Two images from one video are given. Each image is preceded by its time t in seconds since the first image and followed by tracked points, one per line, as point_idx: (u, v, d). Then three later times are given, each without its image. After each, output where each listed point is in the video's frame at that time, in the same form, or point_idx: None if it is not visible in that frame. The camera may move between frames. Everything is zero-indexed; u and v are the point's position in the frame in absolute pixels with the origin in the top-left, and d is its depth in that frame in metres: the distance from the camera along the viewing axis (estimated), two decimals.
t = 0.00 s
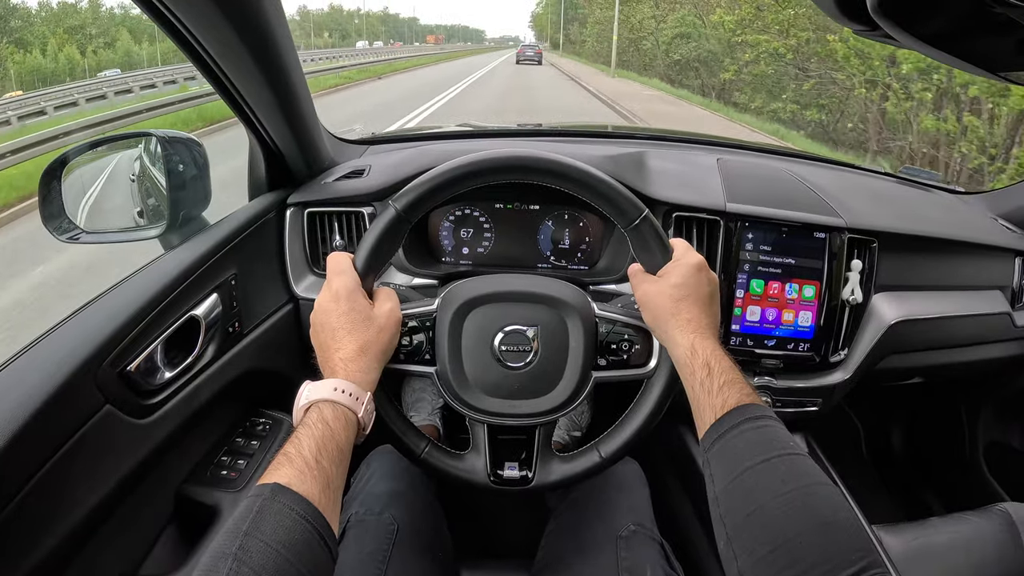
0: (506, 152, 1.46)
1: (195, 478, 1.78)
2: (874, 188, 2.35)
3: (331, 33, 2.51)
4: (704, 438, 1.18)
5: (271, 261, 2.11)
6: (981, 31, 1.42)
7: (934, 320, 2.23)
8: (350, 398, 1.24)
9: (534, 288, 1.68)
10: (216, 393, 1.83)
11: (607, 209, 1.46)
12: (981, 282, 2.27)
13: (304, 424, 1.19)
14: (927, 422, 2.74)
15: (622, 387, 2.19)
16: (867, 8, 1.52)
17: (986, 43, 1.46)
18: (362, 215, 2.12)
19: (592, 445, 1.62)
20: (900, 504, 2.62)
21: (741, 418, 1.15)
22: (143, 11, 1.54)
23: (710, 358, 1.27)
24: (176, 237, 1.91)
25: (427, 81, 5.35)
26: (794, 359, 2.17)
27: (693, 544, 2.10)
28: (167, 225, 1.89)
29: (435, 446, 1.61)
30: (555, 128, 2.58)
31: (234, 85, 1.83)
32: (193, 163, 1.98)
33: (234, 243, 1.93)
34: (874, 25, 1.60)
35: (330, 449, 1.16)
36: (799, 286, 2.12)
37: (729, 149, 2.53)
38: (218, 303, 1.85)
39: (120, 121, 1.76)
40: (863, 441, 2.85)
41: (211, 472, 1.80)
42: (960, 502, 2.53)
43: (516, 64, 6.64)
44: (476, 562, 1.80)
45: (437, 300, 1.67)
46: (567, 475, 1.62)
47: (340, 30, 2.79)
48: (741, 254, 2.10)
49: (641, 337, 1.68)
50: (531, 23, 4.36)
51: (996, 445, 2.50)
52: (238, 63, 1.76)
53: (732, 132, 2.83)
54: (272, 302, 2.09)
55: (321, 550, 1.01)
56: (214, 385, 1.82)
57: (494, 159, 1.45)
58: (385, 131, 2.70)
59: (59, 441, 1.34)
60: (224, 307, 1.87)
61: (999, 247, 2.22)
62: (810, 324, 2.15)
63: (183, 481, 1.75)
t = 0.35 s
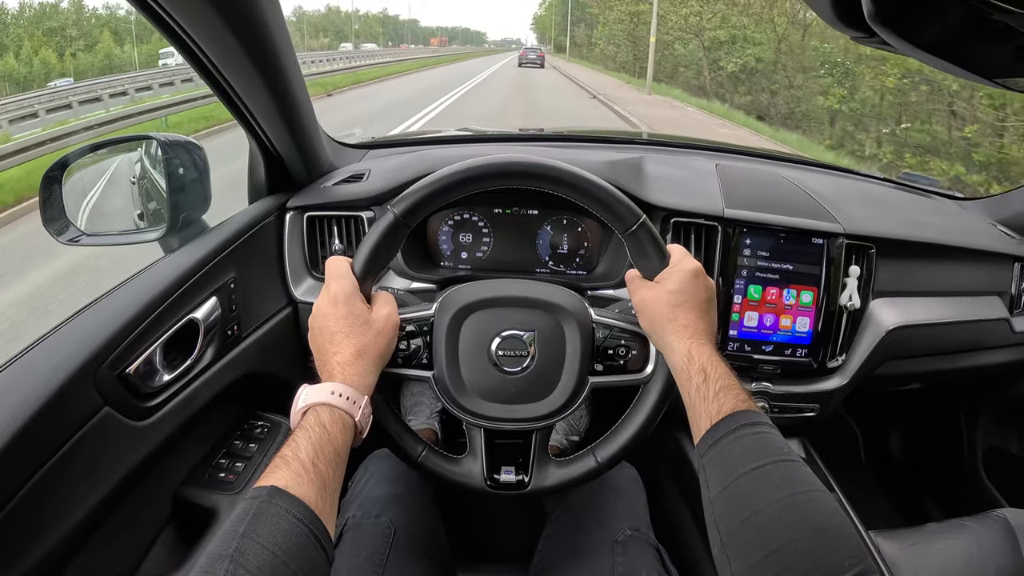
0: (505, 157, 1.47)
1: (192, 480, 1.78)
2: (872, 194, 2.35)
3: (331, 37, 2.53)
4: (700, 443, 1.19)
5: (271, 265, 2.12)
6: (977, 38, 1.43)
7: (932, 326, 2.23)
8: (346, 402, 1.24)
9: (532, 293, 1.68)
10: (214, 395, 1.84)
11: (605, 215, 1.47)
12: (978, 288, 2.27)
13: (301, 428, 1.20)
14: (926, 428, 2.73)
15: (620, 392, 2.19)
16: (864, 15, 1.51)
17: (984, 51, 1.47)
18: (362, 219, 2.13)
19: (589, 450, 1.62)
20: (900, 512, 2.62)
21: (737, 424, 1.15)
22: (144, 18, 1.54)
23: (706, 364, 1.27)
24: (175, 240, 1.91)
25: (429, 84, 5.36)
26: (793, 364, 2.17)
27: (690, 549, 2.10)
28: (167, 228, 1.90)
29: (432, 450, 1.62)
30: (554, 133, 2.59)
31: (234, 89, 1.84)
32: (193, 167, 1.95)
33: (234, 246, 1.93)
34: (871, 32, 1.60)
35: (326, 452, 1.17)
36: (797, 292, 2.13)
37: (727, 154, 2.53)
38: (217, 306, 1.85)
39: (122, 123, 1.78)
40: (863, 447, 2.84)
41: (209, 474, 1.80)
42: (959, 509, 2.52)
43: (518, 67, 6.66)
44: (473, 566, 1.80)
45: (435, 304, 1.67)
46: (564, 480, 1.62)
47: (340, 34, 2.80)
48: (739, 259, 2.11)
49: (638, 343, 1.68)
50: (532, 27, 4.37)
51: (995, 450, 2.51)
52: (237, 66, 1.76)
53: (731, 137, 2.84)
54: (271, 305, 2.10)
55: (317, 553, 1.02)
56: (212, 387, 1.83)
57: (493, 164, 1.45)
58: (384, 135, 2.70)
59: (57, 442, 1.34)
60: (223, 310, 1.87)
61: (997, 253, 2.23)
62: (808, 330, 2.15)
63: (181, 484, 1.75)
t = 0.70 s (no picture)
0: (507, 159, 1.46)
1: (191, 481, 1.77)
2: (874, 199, 2.34)
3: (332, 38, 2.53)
4: (701, 448, 1.19)
5: (272, 267, 2.11)
6: (980, 41, 1.42)
7: (933, 331, 2.23)
8: (347, 404, 1.24)
9: (534, 296, 1.68)
10: (214, 396, 1.83)
11: (607, 219, 1.47)
12: (980, 292, 2.27)
13: (301, 430, 1.19)
14: (926, 433, 2.73)
15: (620, 395, 2.19)
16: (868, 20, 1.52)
17: (984, 56, 1.47)
18: (363, 221, 2.13)
19: (589, 454, 1.62)
20: (899, 515, 2.62)
21: (738, 429, 1.15)
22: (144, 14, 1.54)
23: (708, 369, 1.27)
24: (176, 241, 1.90)
25: (431, 87, 5.37)
26: (794, 369, 2.17)
27: (690, 554, 2.10)
28: (168, 229, 1.88)
29: (432, 453, 1.62)
30: (556, 136, 2.59)
31: (234, 89, 1.83)
32: (194, 167, 1.95)
33: (234, 248, 1.93)
34: (874, 35, 1.60)
35: (326, 454, 1.16)
36: (798, 296, 2.12)
37: (728, 158, 2.53)
38: (217, 307, 1.85)
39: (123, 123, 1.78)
40: (862, 452, 2.83)
41: (208, 475, 1.80)
42: (960, 512, 2.53)
43: (521, 71, 6.67)
44: (472, 569, 1.80)
45: (436, 307, 1.67)
46: (564, 484, 1.62)
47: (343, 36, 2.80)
48: (741, 264, 2.11)
49: (640, 346, 1.68)
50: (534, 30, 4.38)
51: (995, 455, 2.49)
52: (239, 66, 1.76)
53: (733, 141, 2.84)
54: (272, 307, 2.10)
55: (317, 556, 1.02)
56: (212, 388, 1.82)
57: (495, 165, 1.45)
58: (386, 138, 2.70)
59: (55, 441, 1.34)
60: (224, 311, 1.87)
61: (999, 258, 2.22)
62: (809, 334, 2.15)
63: (180, 484, 1.75)
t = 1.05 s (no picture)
0: (514, 159, 1.45)
1: (194, 478, 1.77)
2: (884, 202, 2.32)
3: (341, 38, 2.53)
4: (705, 453, 1.17)
5: (277, 265, 2.11)
6: (993, 43, 1.40)
7: (942, 336, 2.20)
8: (349, 402, 1.23)
9: (539, 297, 1.67)
10: (218, 394, 1.83)
11: (614, 221, 1.46)
12: (990, 297, 2.24)
13: (303, 428, 1.19)
14: (933, 439, 2.69)
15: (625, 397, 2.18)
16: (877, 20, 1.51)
17: (994, 58, 1.45)
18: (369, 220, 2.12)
19: (592, 457, 1.61)
20: (906, 522, 2.61)
21: (744, 435, 1.14)
22: (150, 13, 1.54)
23: (713, 373, 1.25)
24: (183, 239, 1.90)
25: (442, 90, 5.39)
26: (801, 373, 2.15)
27: (694, 558, 2.09)
28: (175, 226, 1.88)
29: (434, 453, 1.61)
30: (564, 137, 2.58)
31: (241, 87, 1.83)
32: (201, 165, 1.96)
33: (240, 245, 1.93)
34: (884, 36, 1.58)
35: (327, 452, 1.16)
36: (806, 299, 2.10)
37: (737, 160, 2.52)
38: (222, 305, 1.85)
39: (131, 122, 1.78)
40: (870, 456, 2.83)
41: (211, 473, 1.80)
42: (967, 520, 2.51)
43: (532, 73, 6.69)
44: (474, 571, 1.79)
45: (440, 306, 1.67)
46: (566, 486, 1.61)
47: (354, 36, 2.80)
48: (748, 267, 2.09)
49: (645, 349, 1.66)
50: (545, 32, 4.37)
51: (1003, 462, 2.45)
52: (245, 64, 1.76)
53: (742, 145, 2.83)
54: (277, 305, 2.10)
55: (316, 554, 1.01)
56: (216, 386, 1.82)
57: (502, 165, 1.44)
58: (394, 138, 2.70)
59: (56, 438, 1.34)
60: (229, 309, 1.87)
61: (1010, 263, 2.19)
62: (817, 338, 2.13)
63: (182, 481, 1.75)
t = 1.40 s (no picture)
0: (518, 165, 1.47)
1: (196, 480, 1.79)
2: (885, 208, 2.33)
3: (346, 41, 2.54)
4: (703, 462, 1.18)
5: (281, 268, 2.13)
6: (991, 51, 1.40)
7: (942, 342, 2.21)
8: (351, 400, 1.24)
9: (540, 303, 1.67)
10: (221, 396, 1.85)
11: (617, 229, 1.47)
12: (990, 303, 2.24)
13: (305, 425, 1.20)
14: (933, 445, 2.70)
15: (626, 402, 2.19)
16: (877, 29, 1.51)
17: (994, 65, 1.46)
18: (373, 224, 2.13)
19: (589, 462, 1.62)
20: (907, 528, 2.61)
21: (742, 445, 1.15)
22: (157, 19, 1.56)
23: (713, 383, 1.26)
24: (187, 241, 1.92)
25: (447, 92, 5.40)
26: (802, 379, 2.15)
27: (694, 562, 2.10)
28: (179, 229, 1.91)
29: (433, 454, 1.62)
30: (567, 142, 2.59)
31: (245, 91, 1.85)
32: (206, 168, 1.97)
33: (244, 248, 1.95)
34: (884, 44, 1.58)
35: (329, 449, 1.17)
36: (807, 305, 2.11)
37: (739, 166, 2.52)
38: (226, 307, 1.86)
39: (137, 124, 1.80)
40: (870, 462, 2.83)
41: (213, 474, 1.81)
42: (967, 525, 2.52)
43: (537, 76, 6.72)
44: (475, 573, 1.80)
45: (443, 309, 1.68)
46: (562, 492, 1.62)
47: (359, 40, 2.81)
48: (749, 272, 2.10)
49: (645, 358, 1.67)
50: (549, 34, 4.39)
51: (1005, 468, 2.43)
52: (252, 67, 1.77)
53: (746, 150, 2.84)
54: (280, 308, 2.11)
55: (317, 550, 1.02)
56: (219, 388, 1.83)
57: (507, 171, 1.45)
58: (398, 142, 2.72)
59: (60, 439, 1.35)
60: (232, 311, 1.88)
61: (1010, 269, 2.20)
62: (817, 344, 2.14)
63: (185, 483, 1.76)
